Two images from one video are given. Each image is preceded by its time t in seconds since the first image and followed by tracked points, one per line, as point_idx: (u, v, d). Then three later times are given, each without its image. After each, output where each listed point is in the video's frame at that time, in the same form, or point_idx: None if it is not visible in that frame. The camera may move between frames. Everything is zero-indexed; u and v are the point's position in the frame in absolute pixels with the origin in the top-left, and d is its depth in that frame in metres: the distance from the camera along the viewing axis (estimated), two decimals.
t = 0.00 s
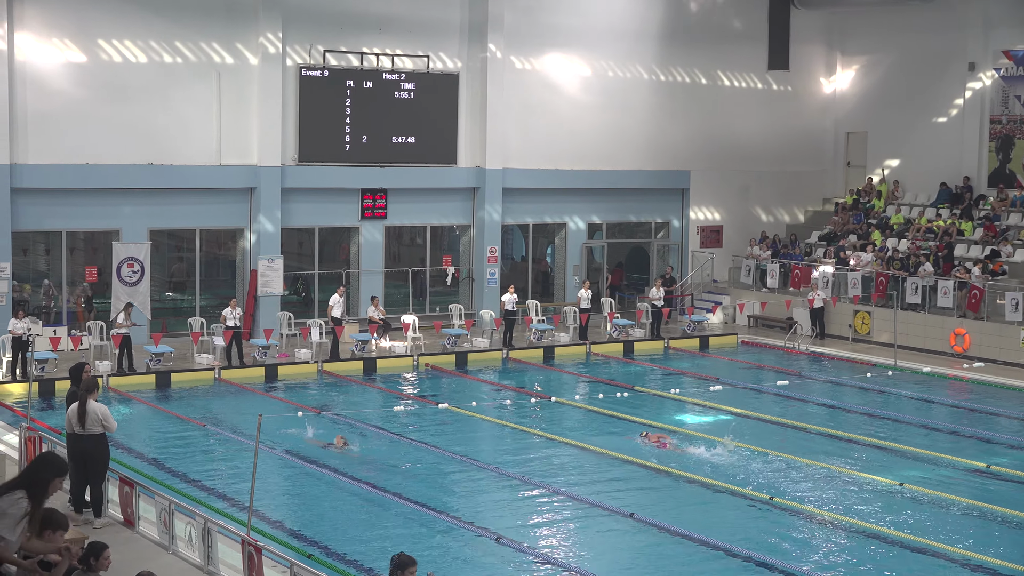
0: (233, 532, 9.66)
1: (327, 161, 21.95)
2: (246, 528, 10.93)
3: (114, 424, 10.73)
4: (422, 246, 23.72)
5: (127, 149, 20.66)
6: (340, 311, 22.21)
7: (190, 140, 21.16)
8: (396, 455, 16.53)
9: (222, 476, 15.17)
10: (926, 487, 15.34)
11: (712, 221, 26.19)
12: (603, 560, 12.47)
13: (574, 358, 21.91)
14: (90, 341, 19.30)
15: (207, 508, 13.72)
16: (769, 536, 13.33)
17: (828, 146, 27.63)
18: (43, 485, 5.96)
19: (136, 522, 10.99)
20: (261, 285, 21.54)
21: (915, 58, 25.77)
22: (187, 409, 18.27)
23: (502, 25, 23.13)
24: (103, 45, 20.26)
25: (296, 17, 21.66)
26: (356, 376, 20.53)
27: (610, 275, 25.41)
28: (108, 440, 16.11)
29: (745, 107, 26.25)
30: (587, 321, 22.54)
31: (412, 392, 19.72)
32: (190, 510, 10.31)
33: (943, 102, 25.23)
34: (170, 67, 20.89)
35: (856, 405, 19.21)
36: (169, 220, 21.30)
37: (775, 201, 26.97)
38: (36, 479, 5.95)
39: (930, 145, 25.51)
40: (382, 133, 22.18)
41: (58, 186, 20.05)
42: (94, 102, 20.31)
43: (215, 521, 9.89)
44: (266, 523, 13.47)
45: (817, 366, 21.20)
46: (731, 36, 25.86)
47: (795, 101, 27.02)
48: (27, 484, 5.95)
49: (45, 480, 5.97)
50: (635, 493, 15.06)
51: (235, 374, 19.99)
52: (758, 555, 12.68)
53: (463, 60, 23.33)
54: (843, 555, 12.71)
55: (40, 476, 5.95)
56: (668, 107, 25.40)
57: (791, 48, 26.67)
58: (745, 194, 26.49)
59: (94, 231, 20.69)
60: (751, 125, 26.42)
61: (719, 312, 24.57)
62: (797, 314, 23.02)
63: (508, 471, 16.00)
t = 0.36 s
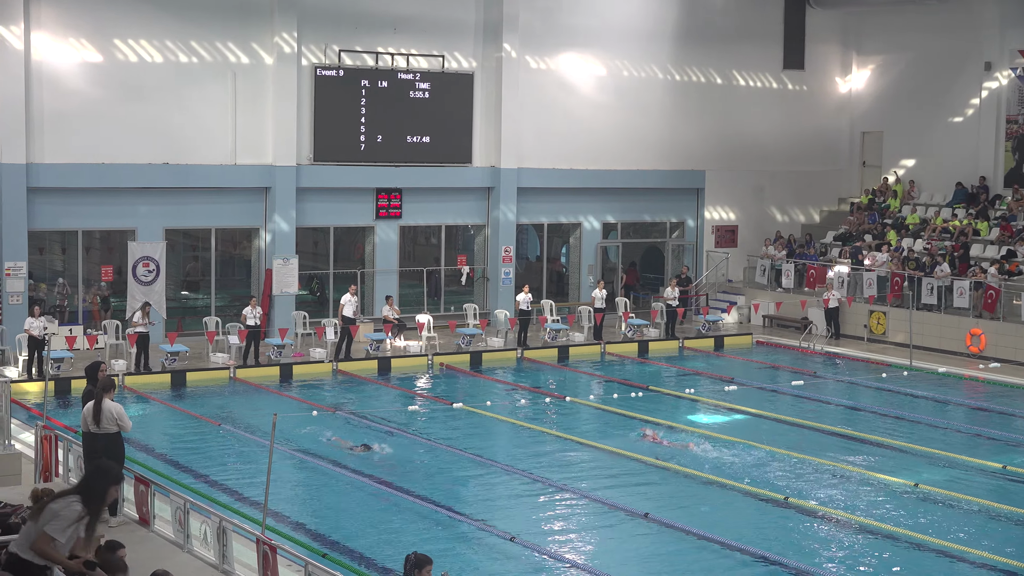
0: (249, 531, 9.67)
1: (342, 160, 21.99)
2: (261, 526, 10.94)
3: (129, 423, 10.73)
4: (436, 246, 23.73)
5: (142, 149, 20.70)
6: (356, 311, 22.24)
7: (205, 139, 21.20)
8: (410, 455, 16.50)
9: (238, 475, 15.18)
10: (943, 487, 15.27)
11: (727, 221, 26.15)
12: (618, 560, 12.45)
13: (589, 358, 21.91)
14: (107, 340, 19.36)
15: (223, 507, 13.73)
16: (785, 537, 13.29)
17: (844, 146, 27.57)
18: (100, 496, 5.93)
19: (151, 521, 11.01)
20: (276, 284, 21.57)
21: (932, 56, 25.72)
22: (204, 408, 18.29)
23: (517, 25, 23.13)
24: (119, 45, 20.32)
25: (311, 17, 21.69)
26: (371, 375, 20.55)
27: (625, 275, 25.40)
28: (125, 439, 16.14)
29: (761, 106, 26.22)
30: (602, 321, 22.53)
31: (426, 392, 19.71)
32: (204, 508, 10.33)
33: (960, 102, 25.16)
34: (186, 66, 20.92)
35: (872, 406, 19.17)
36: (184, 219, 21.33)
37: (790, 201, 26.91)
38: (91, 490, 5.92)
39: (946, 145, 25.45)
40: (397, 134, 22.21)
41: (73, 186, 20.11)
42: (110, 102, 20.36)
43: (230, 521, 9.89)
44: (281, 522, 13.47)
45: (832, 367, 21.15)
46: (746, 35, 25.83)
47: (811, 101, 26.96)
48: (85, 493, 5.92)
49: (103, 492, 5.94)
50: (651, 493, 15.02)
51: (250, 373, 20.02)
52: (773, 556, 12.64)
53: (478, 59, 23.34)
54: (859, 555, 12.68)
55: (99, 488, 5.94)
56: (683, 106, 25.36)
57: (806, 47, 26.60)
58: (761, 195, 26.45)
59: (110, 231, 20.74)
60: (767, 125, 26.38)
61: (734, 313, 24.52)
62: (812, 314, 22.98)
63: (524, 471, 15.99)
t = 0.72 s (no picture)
0: (257, 535, 9.13)
1: (356, 156, 21.60)
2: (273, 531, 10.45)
3: (135, 425, 10.47)
4: (452, 244, 23.25)
5: (152, 145, 20.28)
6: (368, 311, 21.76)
7: (216, 135, 20.77)
8: (425, 458, 15.98)
9: (248, 478, 14.72)
10: (978, 493, 14.70)
11: (749, 218, 25.76)
12: (643, 568, 11.92)
13: (608, 359, 21.40)
14: (115, 339, 18.91)
15: (233, 511, 13.26)
16: (812, 544, 12.74)
17: (869, 143, 27.08)
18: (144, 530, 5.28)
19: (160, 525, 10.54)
20: (287, 283, 21.09)
21: (960, 50, 25.17)
22: (214, 409, 17.83)
23: (534, 18, 22.65)
24: (128, 38, 19.89)
25: (324, 9, 21.23)
26: (385, 376, 20.08)
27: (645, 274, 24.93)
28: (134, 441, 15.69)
29: (784, 102, 25.75)
30: (621, 321, 22.02)
31: (441, 393, 19.19)
32: (213, 513, 9.81)
33: (989, 97, 24.60)
34: (197, 60, 20.49)
35: (899, 409, 18.60)
36: (193, 216, 20.88)
37: (813, 198, 26.55)
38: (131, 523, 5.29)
39: (975, 141, 24.89)
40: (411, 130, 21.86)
41: (81, 183, 19.70)
42: (119, 97, 19.94)
43: (239, 525, 9.37)
44: (293, 528, 12.99)
45: (857, 368, 20.62)
46: (768, 28, 25.34)
47: (835, 96, 26.47)
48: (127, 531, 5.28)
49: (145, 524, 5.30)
50: (674, 497, 14.50)
51: (261, 374, 19.55)
52: (803, 564, 12.09)
53: (494, 54, 22.87)
54: (893, 563, 12.12)
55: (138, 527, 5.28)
56: (704, 101, 24.86)
57: (830, 42, 26.10)
58: (784, 192, 26.00)
59: (119, 228, 20.32)
60: (790, 121, 25.92)
61: (757, 312, 23.86)
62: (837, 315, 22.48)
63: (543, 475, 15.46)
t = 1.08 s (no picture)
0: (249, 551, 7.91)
1: (353, 145, 20.29)
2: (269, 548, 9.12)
3: (119, 434, 9.25)
4: (457, 240, 21.85)
5: (138, 133, 18.91)
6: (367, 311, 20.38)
7: (207, 123, 19.40)
8: (428, 467, 14.52)
9: (233, 490, 13.31)
10: None
11: (777, 212, 24.35)
12: None
13: (626, 363, 20.05)
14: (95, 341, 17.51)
15: (220, 526, 11.89)
16: (857, 564, 11.20)
17: (906, 130, 25.73)
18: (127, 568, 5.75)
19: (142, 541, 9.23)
20: (281, 281, 19.70)
21: (1004, 30, 23.89)
22: (201, 417, 16.43)
23: None
24: (110, 18, 18.51)
25: None
26: (386, 381, 18.69)
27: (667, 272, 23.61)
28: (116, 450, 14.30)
29: (815, 86, 24.43)
30: (638, 321, 20.64)
31: (446, 400, 17.77)
32: (203, 526, 8.61)
33: None
34: (187, 42, 19.11)
35: (939, 417, 17.00)
36: (180, 210, 19.51)
37: (847, 191, 25.13)
38: (117, 558, 5.74)
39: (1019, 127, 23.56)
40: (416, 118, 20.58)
41: (60, 174, 18.33)
42: (101, 81, 18.56)
43: (229, 539, 8.18)
44: (286, 543, 11.61)
45: (893, 373, 19.23)
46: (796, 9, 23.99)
47: (869, 80, 25.13)
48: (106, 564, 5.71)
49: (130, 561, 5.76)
50: (702, 507, 12.99)
51: (253, 379, 18.14)
52: None
53: (503, 38, 21.51)
54: None
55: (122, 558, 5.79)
56: (728, 86, 23.51)
57: (864, 23, 24.79)
58: (815, 184, 24.63)
59: (100, 222, 18.91)
60: (822, 108, 24.60)
61: (786, 313, 22.77)
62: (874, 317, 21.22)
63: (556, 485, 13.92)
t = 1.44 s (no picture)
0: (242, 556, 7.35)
1: (348, 138, 19.80)
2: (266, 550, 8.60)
3: (107, 434, 8.65)
4: (455, 236, 21.32)
5: (127, 126, 18.38)
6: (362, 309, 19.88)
7: (197, 116, 18.86)
8: (424, 470, 13.98)
9: (221, 493, 12.78)
10: None
11: (784, 208, 23.68)
12: None
13: (628, 363, 19.54)
14: (82, 340, 16.95)
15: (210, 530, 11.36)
16: (871, 570, 10.64)
17: (916, 123, 25.16)
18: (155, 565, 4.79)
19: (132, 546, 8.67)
20: (273, 279, 19.18)
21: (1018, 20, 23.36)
22: (190, 418, 15.89)
23: None
24: (98, 7, 17.96)
25: None
26: (382, 382, 18.17)
27: (671, 269, 23.10)
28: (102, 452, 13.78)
29: (823, 77, 23.91)
30: (641, 320, 20.13)
31: (443, 401, 17.27)
32: (192, 529, 8.04)
33: None
34: (176, 32, 18.57)
35: (950, 418, 16.43)
36: (169, 204, 18.96)
37: (856, 186, 24.49)
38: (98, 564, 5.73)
39: None
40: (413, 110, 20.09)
41: (45, 168, 17.79)
42: (88, 73, 18.02)
43: (220, 543, 7.65)
44: (279, 548, 11.09)
45: (903, 374, 18.74)
46: None
47: (878, 71, 24.58)
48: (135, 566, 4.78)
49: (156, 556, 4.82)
50: (707, 510, 12.42)
51: (244, 380, 17.59)
52: None
53: (501, 29, 20.96)
54: None
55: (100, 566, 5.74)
56: (733, 77, 22.98)
57: (874, 13, 24.24)
58: (823, 179, 24.05)
59: (87, 218, 18.37)
60: (830, 100, 24.06)
61: (792, 312, 22.25)
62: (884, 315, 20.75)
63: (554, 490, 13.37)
